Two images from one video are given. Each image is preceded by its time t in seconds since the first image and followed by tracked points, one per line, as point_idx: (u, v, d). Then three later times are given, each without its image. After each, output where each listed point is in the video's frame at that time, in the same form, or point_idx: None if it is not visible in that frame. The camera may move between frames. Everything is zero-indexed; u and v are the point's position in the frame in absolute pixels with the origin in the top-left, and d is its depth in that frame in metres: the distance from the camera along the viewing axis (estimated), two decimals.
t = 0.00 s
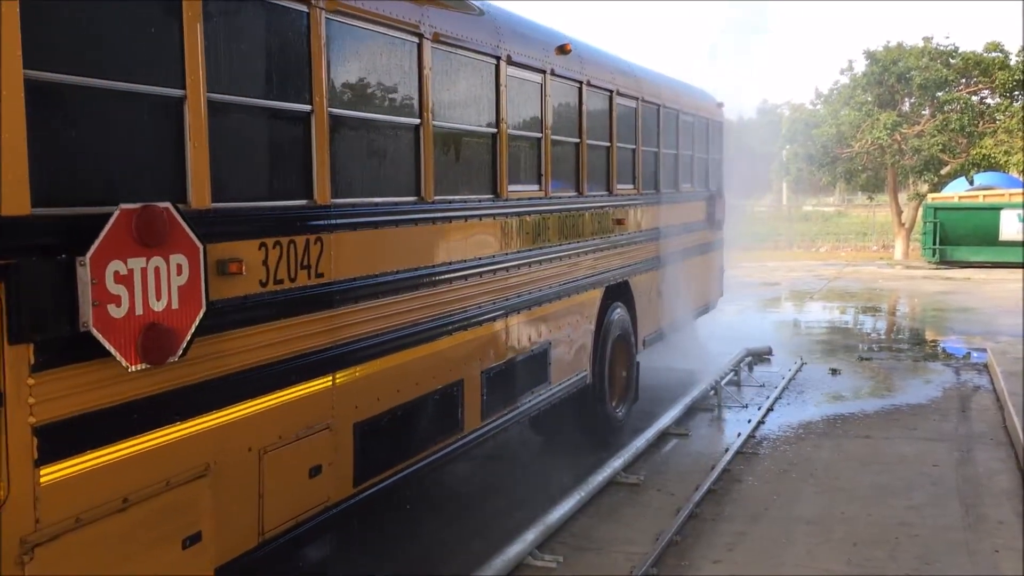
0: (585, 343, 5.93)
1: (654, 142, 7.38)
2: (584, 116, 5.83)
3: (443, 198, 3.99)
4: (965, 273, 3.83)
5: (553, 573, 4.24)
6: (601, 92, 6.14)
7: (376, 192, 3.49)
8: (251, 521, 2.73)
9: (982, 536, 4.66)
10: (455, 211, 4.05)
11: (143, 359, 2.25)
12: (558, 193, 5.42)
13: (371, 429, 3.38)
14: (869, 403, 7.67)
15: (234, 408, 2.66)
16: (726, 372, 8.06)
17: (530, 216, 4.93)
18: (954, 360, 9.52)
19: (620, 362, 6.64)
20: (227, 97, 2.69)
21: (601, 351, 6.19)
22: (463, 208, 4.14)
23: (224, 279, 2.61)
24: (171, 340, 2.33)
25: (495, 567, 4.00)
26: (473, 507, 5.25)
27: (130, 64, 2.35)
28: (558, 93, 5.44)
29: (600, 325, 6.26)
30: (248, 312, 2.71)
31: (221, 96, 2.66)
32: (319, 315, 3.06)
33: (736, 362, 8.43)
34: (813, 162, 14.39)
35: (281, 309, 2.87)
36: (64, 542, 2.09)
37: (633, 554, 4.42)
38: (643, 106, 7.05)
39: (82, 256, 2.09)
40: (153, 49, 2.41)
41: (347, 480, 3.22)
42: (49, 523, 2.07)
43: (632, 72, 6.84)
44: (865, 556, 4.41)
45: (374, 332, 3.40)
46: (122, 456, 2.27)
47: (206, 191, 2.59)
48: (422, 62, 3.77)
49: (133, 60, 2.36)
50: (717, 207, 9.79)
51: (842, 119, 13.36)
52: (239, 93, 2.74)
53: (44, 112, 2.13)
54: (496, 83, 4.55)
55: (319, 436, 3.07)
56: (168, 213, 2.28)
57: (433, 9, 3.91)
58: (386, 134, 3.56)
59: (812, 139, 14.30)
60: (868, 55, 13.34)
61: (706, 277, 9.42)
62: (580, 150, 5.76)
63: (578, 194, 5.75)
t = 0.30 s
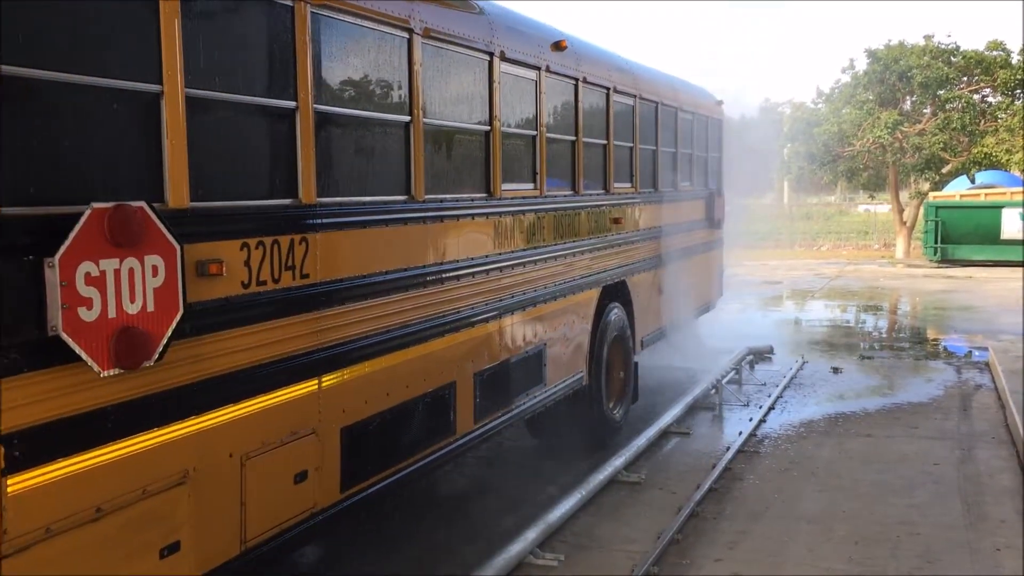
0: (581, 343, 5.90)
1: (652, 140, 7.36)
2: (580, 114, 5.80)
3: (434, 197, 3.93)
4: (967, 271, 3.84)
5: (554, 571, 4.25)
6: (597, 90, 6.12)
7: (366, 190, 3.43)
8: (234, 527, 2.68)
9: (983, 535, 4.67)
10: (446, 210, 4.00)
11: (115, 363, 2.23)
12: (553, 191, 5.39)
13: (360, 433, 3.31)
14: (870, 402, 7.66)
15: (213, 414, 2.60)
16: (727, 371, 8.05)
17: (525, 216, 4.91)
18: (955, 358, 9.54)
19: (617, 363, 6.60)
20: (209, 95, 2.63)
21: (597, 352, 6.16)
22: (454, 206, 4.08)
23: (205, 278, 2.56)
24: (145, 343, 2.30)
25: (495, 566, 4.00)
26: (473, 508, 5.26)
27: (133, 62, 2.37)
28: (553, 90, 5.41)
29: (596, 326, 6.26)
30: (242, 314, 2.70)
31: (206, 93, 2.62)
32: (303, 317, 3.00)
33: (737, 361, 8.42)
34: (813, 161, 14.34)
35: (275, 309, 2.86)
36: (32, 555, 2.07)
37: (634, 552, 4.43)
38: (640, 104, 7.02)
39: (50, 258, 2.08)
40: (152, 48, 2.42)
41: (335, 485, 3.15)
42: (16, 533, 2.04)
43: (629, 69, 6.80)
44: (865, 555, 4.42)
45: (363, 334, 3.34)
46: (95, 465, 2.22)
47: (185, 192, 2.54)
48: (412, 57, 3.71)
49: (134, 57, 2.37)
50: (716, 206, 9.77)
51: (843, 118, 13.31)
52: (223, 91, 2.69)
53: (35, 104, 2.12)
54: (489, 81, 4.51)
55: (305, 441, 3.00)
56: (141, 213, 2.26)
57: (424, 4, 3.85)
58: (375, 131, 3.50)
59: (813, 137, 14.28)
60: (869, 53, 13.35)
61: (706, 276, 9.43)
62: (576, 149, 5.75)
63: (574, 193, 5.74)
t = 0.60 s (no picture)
0: (576, 344, 5.88)
1: (649, 139, 7.34)
2: (575, 112, 5.79)
3: (424, 197, 3.89)
4: (968, 271, 3.84)
5: (555, 571, 4.24)
6: (592, 87, 6.11)
7: (356, 189, 3.39)
8: (220, 532, 2.66)
9: (983, 535, 4.67)
10: (437, 210, 3.96)
11: (85, 369, 2.16)
12: (547, 191, 5.38)
13: (347, 438, 3.29)
14: (870, 402, 7.66)
15: (201, 417, 2.58)
16: (726, 371, 8.05)
17: (518, 217, 4.89)
18: (955, 358, 9.55)
19: (613, 366, 6.58)
20: (193, 92, 2.58)
21: (592, 354, 6.16)
22: (445, 207, 4.04)
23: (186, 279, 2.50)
24: (118, 347, 2.24)
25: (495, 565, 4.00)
26: (471, 509, 5.26)
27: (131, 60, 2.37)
28: (547, 89, 5.39)
29: (592, 326, 6.25)
30: (234, 316, 2.69)
31: (193, 92, 2.58)
32: (293, 319, 2.97)
33: (737, 360, 8.42)
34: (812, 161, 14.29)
35: (271, 310, 2.85)
36: (18, 561, 2.04)
37: (634, 552, 4.42)
38: (636, 102, 7.01)
39: (18, 259, 1.99)
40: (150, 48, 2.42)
41: (320, 492, 3.12)
42: None
43: (624, 67, 6.77)
44: (865, 554, 4.43)
45: (353, 336, 3.32)
46: (83, 468, 2.20)
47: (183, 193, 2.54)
48: (401, 54, 3.65)
49: (133, 56, 2.37)
50: (714, 207, 9.78)
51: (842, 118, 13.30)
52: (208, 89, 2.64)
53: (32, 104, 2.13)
54: (481, 79, 4.48)
55: (289, 447, 2.96)
56: (115, 212, 2.19)
57: (414, 1, 3.79)
58: (361, 130, 3.43)
59: (812, 137, 14.21)
60: (869, 54, 13.36)
61: (705, 278, 9.44)
62: (571, 148, 5.74)
63: (568, 193, 5.73)
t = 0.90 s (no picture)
0: (569, 343, 5.90)
1: (644, 139, 7.35)
2: (568, 112, 5.82)
3: (411, 198, 3.89)
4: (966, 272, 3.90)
5: (554, 572, 4.29)
6: (586, 87, 6.13)
7: (344, 188, 3.42)
8: (209, 534, 2.69)
9: (982, 535, 4.72)
10: (425, 211, 3.97)
11: (53, 376, 2.17)
12: (540, 191, 5.40)
13: (335, 441, 3.30)
14: (869, 403, 7.71)
15: (186, 424, 2.61)
16: (726, 371, 8.09)
17: (508, 219, 4.90)
18: (955, 358, 9.61)
19: (606, 371, 6.61)
20: (176, 90, 2.59)
21: (587, 356, 6.16)
22: (433, 207, 4.05)
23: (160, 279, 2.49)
24: (85, 352, 2.24)
25: (495, 566, 4.05)
26: (466, 511, 5.33)
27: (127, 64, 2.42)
28: (541, 89, 5.42)
29: (585, 328, 6.26)
30: (219, 316, 2.72)
31: (180, 90, 2.61)
32: (278, 322, 2.99)
33: (736, 361, 8.46)
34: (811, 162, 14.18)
35: (263, 313, 2.91)
36: (15, 561, 2.10)
37: (633, 553, 4.47)
38: (631, 102, 7.04)
39: None
40: (145, 53, 2.48)
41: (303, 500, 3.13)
42: None
43: (618, 66, 6.79)
44: (864, 555, 4.47)
45: (340, 338, 3.33)
46: (73, 471, 2.25)
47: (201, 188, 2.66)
48: (389, 51, 3.67)
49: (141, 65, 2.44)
50: (711, 207, 9.80)
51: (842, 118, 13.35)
52: (195, 88, 2.66)
53: (31, 105, 2.18)
54: (471, 77, 4.50)
55: (273, 455, 2.98)
56: (84, 216, 2.21)
57: None
58: (350, 130, 3.46)
59: (811, 137, 14.21)
60: (868, 55, 13.42)
61: (704, 279, 9.52)
62: (564, 148, 5.77)
63: (562, 193, 5.75)
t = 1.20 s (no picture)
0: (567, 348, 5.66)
1: (642, 140, 7.30)
2: (563, 112, 5.53)
3: (432, 197, 3.88)
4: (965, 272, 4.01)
5: (553, 572, 4.41)
6: (583, 86, 5.91)
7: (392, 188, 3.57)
8: (234, 527, 2.63)
9: (981, 536, 4.84)
10: (448, 209, 3.98)
11: (12, 385, 1.96)
12: (535, 191, 5.11)
13: (361, 434, 3.26)
14: (869, 403, 7.84)
15: (238, 405, 2.65)
16: (727, 371, 8.22)
17: (528, 216, 4.93)
18: (956, 359, 9.73)
19: (602, 374, 6.41)
20: (221, 97, 2.65)
21: (581, 357, 5.96)
22: (457, 206, 4.07)
23: (202, 265, 2.50)
24: (49, 360, 2.04)
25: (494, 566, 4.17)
26: (474, 507, 5.44)
27: (181, 76, 2.52)
28: (535, 88, 5.12)
29: (581, 331, 6.06)
30: (261, 309, 2.73)
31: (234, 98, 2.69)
32: (310, 315, 2.97)
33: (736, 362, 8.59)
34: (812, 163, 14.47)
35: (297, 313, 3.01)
36: (35, 549, 2.03)
37: (633, 553, 4.60)
38: (628, 102, 6.89)
39: None
40: (201, 67, 2.58)
41: (349, 478, 3.20)
42: (41, 519, 2.05)
43: (615, 66, 6.59)
44: (864, 556, 4.59)
45: (366, 332, 3.30)
46: (134, 450, 2.29)
47: (258, 188, 2.78)
48: (374, 47, 3.39)
49: (186, 76, 2.54)
50: (709, 208, 9.88)
51: (843, 119, 13.49)
52: (240, 93, 2.71)
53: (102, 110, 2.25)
54: (462, 74, 4.17)
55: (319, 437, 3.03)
56: (46, 214, 2.00)
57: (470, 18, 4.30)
58: (397, 135, 3.63)
59: (812, 138, 14.27)
60: (869, 57, 13.59)
61: (705, 280, 9.67)
62: (558, 147, 5.47)
63: (557, 194, 5.45)
